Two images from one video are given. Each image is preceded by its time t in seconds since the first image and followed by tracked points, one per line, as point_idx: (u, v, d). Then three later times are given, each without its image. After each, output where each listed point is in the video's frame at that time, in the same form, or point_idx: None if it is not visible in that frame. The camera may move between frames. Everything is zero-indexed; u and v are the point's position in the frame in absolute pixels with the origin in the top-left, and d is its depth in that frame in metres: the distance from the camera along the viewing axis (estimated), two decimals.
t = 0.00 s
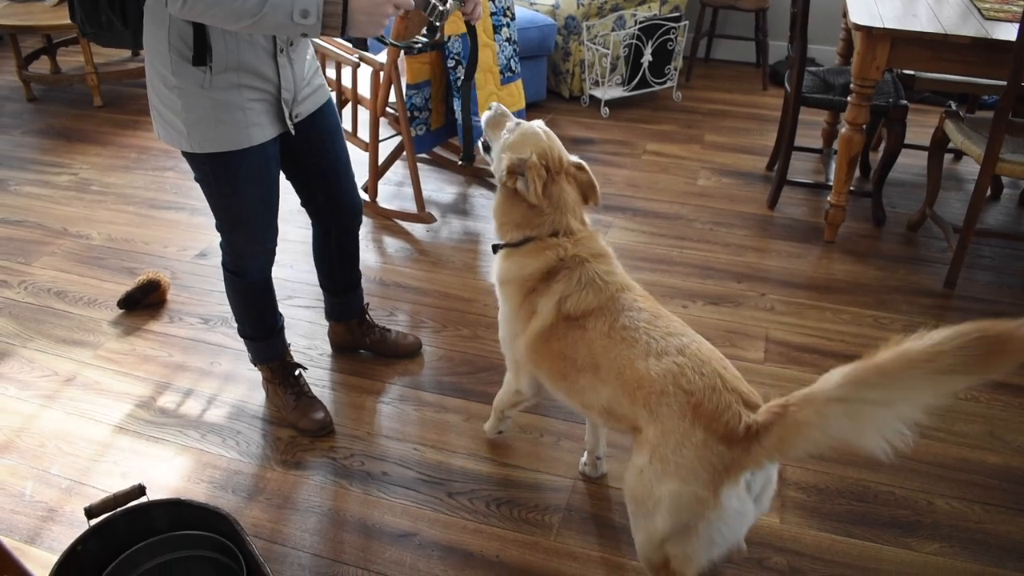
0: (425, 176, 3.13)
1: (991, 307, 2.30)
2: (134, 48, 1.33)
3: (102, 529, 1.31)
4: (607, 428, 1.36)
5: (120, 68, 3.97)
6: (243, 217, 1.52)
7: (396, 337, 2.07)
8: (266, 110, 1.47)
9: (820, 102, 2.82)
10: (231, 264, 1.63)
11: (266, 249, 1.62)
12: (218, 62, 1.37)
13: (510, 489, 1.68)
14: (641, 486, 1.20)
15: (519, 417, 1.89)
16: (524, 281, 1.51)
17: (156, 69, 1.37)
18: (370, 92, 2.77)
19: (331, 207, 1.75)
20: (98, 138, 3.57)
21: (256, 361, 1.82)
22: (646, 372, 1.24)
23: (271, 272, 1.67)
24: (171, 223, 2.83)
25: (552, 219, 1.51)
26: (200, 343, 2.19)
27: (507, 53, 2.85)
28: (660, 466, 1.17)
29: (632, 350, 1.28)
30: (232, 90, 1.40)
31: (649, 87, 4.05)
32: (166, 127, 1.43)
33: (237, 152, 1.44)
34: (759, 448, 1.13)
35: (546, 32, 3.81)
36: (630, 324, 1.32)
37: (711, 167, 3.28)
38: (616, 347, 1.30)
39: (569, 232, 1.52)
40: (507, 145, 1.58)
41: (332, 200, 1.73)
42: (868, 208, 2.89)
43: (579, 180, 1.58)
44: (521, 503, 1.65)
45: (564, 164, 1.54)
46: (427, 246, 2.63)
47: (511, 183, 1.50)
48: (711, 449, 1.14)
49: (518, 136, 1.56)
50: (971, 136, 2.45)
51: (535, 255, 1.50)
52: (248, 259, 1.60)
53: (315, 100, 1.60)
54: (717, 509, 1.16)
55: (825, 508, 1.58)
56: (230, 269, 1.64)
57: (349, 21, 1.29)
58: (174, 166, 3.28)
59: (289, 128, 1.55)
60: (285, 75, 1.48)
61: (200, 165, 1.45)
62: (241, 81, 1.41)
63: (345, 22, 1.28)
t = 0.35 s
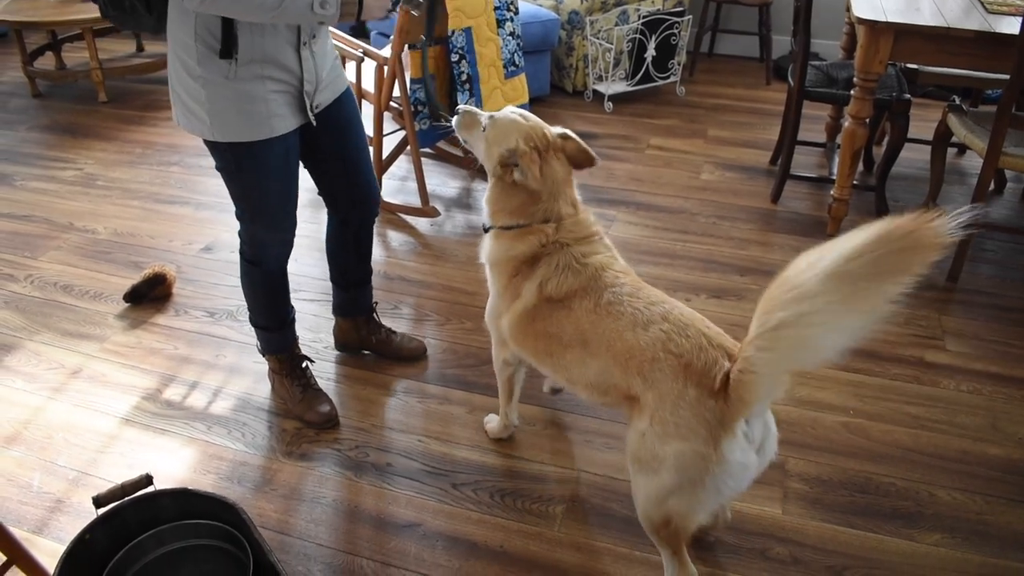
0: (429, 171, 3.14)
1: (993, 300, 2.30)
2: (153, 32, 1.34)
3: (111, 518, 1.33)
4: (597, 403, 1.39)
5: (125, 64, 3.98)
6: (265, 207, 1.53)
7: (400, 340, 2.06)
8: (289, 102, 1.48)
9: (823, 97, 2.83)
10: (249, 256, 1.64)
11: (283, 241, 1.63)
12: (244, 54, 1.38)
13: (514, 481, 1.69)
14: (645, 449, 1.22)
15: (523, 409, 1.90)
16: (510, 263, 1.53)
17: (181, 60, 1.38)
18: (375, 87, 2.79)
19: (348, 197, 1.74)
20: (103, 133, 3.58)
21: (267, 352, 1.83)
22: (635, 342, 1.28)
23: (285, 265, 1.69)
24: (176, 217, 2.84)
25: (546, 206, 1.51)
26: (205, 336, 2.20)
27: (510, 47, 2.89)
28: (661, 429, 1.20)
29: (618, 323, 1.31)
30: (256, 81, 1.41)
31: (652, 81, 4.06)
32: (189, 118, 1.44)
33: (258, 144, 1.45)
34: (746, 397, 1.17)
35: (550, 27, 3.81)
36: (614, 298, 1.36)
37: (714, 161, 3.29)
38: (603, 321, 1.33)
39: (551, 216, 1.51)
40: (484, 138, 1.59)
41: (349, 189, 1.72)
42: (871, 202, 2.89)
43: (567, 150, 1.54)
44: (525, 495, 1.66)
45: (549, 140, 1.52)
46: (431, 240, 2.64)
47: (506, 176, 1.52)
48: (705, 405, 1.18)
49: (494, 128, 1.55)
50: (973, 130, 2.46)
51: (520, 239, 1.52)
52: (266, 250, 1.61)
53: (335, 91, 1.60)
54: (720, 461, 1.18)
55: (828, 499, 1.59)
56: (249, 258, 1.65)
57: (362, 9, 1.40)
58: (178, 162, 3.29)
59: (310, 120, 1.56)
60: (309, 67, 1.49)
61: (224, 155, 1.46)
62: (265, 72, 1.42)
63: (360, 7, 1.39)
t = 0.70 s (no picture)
0: (434, 172, 3.15)
1: (998, 301, 2.30)
2: (179, 35, 1.40)
3: (120, 516, 1.35)
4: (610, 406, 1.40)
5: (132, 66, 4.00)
6: (283, 206, 1.55)
7: (405, 340, 2.07)
8: (313, 100, 1.50)
9: (827, 98, 2.84)
10: (263, 253, 1.65)
11: (296, 240, 1.64)
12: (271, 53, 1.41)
13: (520, 480, 1.70)
14: (661, 460, 1.23)
15: (529, 409, 1.91)
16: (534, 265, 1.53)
17: (207, 60, 1.40)
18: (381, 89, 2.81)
19: (357, 196, 1.75)
20: (111, 134, 3.60)
21: (273, 350, 1.84)
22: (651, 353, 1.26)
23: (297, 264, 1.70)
24: (183, 218, 2.86)
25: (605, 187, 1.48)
26: (213, 336, 2.22)
27: (516, 49, 2.82)
28: (681, 442, 1.20)
29: (634, 331, 1.31)
30: (282, 79, 1.44)
31: (657, 83, 4.06)
32: (214, 119, 1.45)
33: (281, 142, 1.47)
34: (769, 415, 1.16)
35: (554, 29, 3.82)
36: (627, 305, 1.34)
37: (719, 162, 3.29)
38: (618, 329, 1.32)
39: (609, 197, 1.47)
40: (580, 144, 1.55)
41: (357, 186, 1.73)
42: (876, 203, 2.90)
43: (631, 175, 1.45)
44: (531, 494, 1.67)
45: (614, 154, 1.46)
46: (437, 241, 2.65)
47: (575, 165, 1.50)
48: (729, 420, 1.18)
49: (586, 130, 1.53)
50: (978, 131, 2.46)
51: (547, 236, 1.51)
52: (280, 248, 1.62)
53: (353, 90, 1.63)
54: (739, 472, 1.20)
55: (833, 499, 1.60)
56: (263, 256, 1.66)
57: None
58: (185, 163, 3.31)
59: (332, 119, 1.58)
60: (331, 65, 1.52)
61: (245, 154, 1.47)
62: (290, 70, 1.45)
63: None
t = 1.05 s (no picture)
0: (433, 180, 3.16)
1: (995, 306, 2.31)
2: (196, 46, 1.43)
3: (118, 523, 1.35)
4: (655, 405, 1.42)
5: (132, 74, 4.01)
6: (288, 210, 1.55)
7: (403, 347, 2.08)
8: (325, 105, 1.52)
9: (824, 105, 2.85)
10: (263, 257, 1.65)
11: (299, 243, 1.64)
12: (284, 60, 1.43)
13: (517, 487, 1.71)
14: (646, 465, 1.28)
15: (528, 415, 1.91)
16: (621, 250, 1.55)
17: (223, 68, 1.42)
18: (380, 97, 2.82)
19: (360, 202, 1.76)
20: (110, 143, 3.61)
21: (272, 356, 1.84)
22: (669, 359, 1.29)
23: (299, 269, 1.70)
24: (182, 226, 2.86)
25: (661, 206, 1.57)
26: (211, 344, 2.22)
27: (514, 57, 2.84)
28: (656, 451, 1.24)
29: (672, 335, 1.32)
30: (296, 85, 1.46)
31: (655, 91, 4.07)
32: (228, 127, 1.47)
33: (292, 147, 1.48)
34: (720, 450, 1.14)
35: (553, 37, 3.84)
36: (687, 309, 1.35)
37: (716, 170, 3.30)
38: (662, 329, 1.34)
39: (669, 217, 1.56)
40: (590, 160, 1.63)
41: (362, 193, 1.74)
42: (873, 209, 2.91)
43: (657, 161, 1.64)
44: (529, 501, 1.67)
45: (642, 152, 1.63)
46: (435, 249, 2.66)
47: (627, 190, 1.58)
48: (690, 443, 1.18)
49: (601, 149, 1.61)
50: (973, 138, 2.48)
51: (632, 233, 1.55)
52: (282, 253, 1.62)
53: (363, 94, 1.64)
54: (695, 501, 1.19)
55: (830, 504, 1.60)
56: (264, 260, 1.66)
57: None
58: (185, 171, 3.32)
59: (343, 124, 1.59)
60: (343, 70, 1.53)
61: (254, 159, 1.48)
62: (303, 76, 1.46)
63: None
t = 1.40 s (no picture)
0: (413, 190, 3.16)
1: (970, 313, 2.35)
2: (212, 45, 1.46)
3: (97, 537, 1.33)
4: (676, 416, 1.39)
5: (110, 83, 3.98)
6: (331, 219, 1.56)
7: (385, 358, 2.08)
8: (337, 109, 1.52)
9: (801, 114, 2.89)
10: (310, 267, 1.65)
11: (349, 251, 1.63)
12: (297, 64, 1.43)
13: (500, 496, 1.71)
14: (701, 458, 1.26)
15: (510, 424, 1.92)
16: (608, 278, 1.54)
17: (238, 71, 1.43)
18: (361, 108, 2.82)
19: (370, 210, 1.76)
20: (87, 153, 3.58)
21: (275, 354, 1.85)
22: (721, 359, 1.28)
23: (346, 280, 1.70)
24: (161, 237, 2.84)
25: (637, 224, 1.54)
26: (192, 355, 2.20)
27: (493, 67, 2.84)
28: (721, 447, 1.22)
29: (714, 340, 1.31)
30: (310, 88, 1.46)
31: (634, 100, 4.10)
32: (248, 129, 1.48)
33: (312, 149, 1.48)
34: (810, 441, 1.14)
35: (532, 47, 3.86)
36: (721, 316, 1.35)
37: (696, 179, 3.33)
38: (702, 336, 1.33)
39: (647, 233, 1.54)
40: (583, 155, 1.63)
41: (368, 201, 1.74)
42: (850, 217, 2.95)
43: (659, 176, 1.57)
44: (512, 510, 1.67)
45: (643, 166, 1.56)
46: (416, 259, 2.66)
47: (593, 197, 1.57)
48: (768, 437, 1.17)
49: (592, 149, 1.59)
50: (947, 147, 2.52)
51: (615, 258, 1.54)
52: (332, 263, 1.62)
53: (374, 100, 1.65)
54: (769, 490, 1.19)
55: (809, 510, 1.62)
56: (312, 271, 1.66)
57: (379, 9, 1.41)
58: (164, 181, 3.29)
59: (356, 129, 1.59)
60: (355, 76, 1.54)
61: (282, 161, 1.49)
62: (317, 79, 1.47)
63: (378, 4, 1.40)
